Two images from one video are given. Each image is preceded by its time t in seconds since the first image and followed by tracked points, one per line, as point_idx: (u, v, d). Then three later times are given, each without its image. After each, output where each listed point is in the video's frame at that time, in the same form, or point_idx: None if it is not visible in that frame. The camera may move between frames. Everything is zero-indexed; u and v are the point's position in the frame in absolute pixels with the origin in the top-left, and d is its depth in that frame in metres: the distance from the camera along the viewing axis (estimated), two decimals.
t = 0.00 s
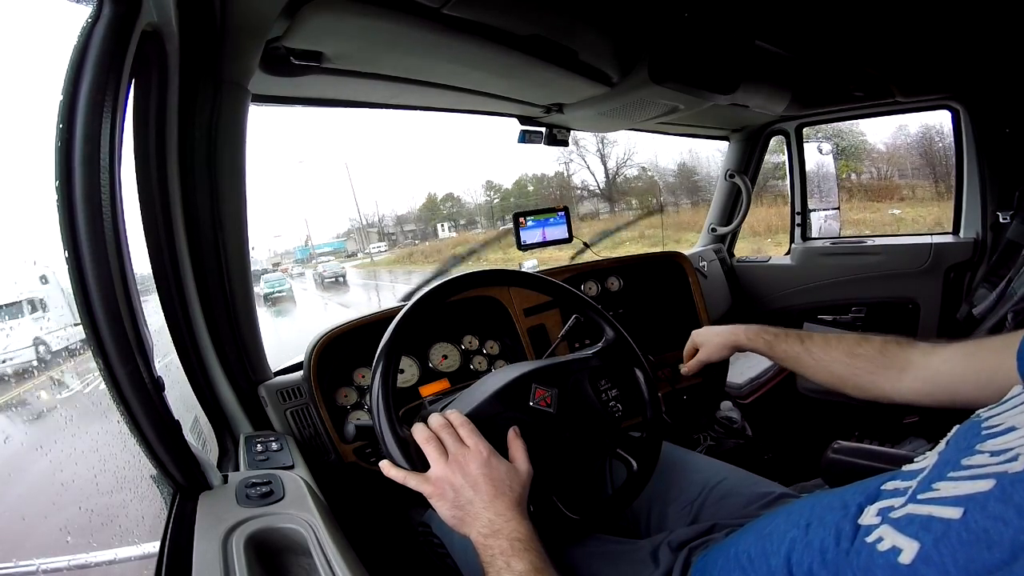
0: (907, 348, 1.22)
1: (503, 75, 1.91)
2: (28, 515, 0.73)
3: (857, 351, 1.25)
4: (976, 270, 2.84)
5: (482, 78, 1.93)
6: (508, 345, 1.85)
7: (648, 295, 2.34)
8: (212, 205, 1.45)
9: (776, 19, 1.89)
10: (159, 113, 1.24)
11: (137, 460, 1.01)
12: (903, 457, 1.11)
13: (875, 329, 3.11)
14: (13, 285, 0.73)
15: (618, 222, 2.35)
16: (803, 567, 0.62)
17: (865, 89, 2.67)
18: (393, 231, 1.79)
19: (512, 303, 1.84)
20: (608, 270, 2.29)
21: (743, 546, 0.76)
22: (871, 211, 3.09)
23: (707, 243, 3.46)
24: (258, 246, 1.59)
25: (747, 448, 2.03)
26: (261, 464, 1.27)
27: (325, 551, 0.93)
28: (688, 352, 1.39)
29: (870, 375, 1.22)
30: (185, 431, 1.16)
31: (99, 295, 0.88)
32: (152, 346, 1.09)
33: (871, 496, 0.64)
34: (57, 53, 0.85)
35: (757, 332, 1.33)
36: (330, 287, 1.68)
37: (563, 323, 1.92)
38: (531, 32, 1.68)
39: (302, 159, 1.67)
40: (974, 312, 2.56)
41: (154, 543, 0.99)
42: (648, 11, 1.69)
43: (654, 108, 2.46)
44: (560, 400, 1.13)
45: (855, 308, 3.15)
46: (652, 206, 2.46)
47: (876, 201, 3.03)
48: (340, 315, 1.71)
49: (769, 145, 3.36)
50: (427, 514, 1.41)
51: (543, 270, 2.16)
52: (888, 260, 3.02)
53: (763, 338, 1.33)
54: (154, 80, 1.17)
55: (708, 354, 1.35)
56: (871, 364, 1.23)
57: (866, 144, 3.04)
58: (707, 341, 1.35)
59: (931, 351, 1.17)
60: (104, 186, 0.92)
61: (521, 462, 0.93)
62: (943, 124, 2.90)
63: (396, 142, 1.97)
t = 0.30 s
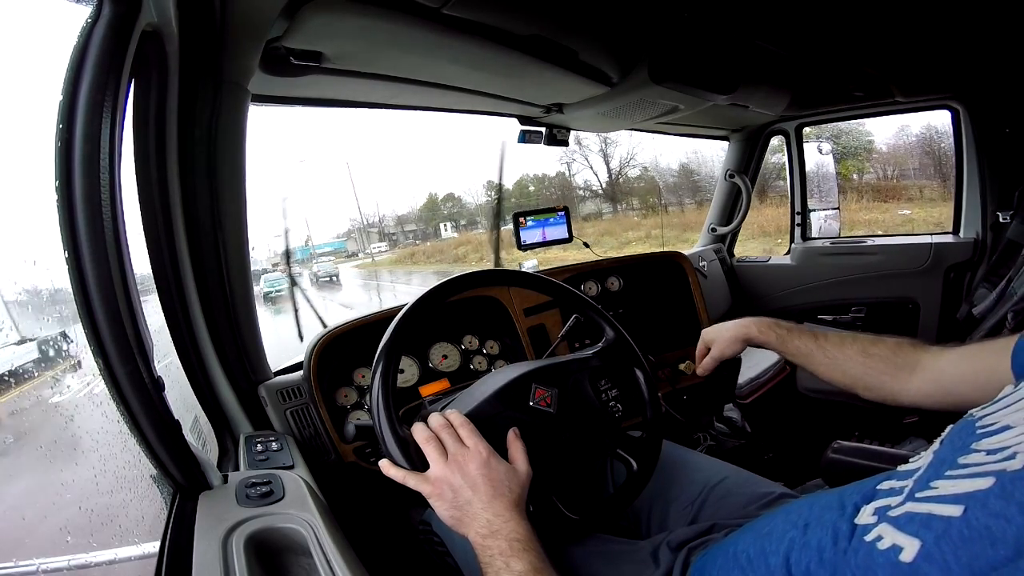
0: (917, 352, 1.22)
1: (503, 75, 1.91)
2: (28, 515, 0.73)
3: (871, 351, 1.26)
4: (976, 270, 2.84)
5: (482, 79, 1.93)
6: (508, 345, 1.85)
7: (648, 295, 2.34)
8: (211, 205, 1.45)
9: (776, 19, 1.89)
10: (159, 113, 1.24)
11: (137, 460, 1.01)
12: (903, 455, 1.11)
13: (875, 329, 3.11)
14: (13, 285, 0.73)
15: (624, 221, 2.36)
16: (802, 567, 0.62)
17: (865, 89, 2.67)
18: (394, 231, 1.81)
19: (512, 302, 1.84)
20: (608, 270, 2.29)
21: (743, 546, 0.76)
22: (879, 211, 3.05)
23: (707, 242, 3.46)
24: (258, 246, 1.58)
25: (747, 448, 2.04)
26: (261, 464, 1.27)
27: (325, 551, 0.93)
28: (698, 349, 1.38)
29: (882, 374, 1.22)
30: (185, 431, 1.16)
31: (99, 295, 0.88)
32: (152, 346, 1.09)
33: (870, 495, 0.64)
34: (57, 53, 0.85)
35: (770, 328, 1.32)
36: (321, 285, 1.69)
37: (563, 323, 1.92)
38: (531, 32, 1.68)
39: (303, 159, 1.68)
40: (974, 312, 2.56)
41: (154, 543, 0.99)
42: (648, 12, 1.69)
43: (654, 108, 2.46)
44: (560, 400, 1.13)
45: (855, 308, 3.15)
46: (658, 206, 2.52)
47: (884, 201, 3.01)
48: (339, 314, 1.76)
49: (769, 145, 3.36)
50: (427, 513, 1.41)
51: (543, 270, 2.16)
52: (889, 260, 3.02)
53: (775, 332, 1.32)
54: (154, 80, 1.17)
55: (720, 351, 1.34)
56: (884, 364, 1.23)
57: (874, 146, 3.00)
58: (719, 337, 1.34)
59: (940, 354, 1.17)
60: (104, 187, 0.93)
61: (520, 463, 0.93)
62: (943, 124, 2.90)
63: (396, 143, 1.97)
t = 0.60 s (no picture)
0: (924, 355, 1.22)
1: (503, 75, 1.91)
2: (28, 515, 0.74)
3: (881, 355, 1.25)
4: (976, 270, 2.85)
5: (482, 78, 1.93)
6: (508, 345, 1.85)
7: (648, 295, 2.33)
8: (211, 205, 1.45)
9: (776, 19, 1.89)
10: (159, 113, 1.24)
11: (137, 461, 1.01)
12: (903, 455, 1.11)
13: (875, 329, 3.11)
14: (14, 285, 0.73)
15: (629, 221, 2.37)
16: (801, 568, 0.62)
17: (866, 89, 2.67)
18: (395, 232, 1.80)
19: (512, 303, 1.84)
20: (608, 270, 2.29)
21: (742, 546, 0.76)
22: (888, 211, 3.02)
23: (707, 243, 3.46)
24: (257, 246, 1.59)
25: (747, 448, 2.04)
26: (261, 464, 1.27)
27: (325, 551, 0.93)
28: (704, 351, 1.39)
29: (892, 378, 1.21)
30: (185, 431, 1.16)
31: (98, 295, 0.88)
32: (152, 346, 1.08)
33: (870, 496, 0.64)
34: (57, 53, 0.84)
35: (776, 331, 1.33)
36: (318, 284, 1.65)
37: (563, 323, 1.92)
38: (531, 32, 1.68)
39: (303, 158, 1.68)
40: (974, 312, 2.56)
41: (154, 543, 0.99)
42: (648, 12, 1.70)
43: (654, 108, 2.46)
44: (560, 400, 1.13)
45: (855, 308, 3.15)
46: (660, 205, 2.52)
47: (892, 201, 2.98)
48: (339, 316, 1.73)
49: (769, 145, 3.36)
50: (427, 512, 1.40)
51: (543, 270, 2.16)
52: (889, 260, 3.02)
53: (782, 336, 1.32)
54: (154, 80, 1.17)
55: (725, 354, 1.35)
56: (894, 367, 1.22)
57: (882, 144, 2.98)
58: (724, 338, 1.36)
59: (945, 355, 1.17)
60: (104, 187, 0.93)
61: (520, 463, 0.93)
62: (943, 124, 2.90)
63: (396, 143, 1.97)
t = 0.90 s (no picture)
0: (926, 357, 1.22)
1: (503, 75, 1.91)
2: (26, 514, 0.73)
3: (900, 359, 1.25)
4: (976, 270, 2.85)
5: (481, 78, 1.93)
6: (508, 345, 1.85)
7: (648, 295, 2.33)
8: (211, 204, 1.45)
9: (776, 19, 1.89)
10: (159, 113, 1.24)
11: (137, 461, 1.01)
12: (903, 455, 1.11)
13: (875, 329, 3.12)
14: (13, 285, 0.73)
15: (632, 219, 2.41)
16: (802, 569, 0.62)
17: (866, 89, 2.67)
18: (395, 231, 1.81)
19: (512, 302, 1.84)
20: (608, 270, 2.30)
21: (743, 547, 0.76)
22: (897, 210, 3.00)
23: (707, 243, 3.46)
24: (257, 245, 1.60)
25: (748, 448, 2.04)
26: (261, 464, 1.27)
27: (325, 551, 0.93)
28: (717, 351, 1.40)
29: (909, 382, 1.22)
30: (185, 431, 1.16)
31: (99, 295, 0.88)
32: (152, 347, 1.09)
33: (870, 496, 0.64)
34: (57, 53, 0.84)
35: (792, 330, 1.34)
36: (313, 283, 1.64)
37: (563, 323, 1.92)
38: (531, 32, 1.67)
39: (303, 156, 1.69)
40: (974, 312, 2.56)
41: (154, 543, 0.99)
42: (648, 12, 1.69)
43: (654, 108, 2.46)
44: (560, 400, 1.13)
45: (855, 308, 3.15)
46: (661, 203, 2.52)
47: (900, 200, 2.96)
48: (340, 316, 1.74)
49: (769, 145, 3.36)
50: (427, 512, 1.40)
51: (544, 270, 2.16)
52: (889, 260, 3.02)
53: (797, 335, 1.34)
54: (153, 80, 1.17)
55: (739, 354, 1.36)
56: (912, 371, 1.23)
57: (886, 142, 2.96)
58: (737, 339, 1.36)
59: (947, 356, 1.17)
60: (104, 188, 0.93)
61: (519, 463, 0.93)
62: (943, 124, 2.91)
63: (397, 142, 1.97)
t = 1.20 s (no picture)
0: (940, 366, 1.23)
1: (503, 75, 1.91)
2: (27, 514, 0.73)
3: (922, 372, 1.28)
4: (976, 270, 2.85)
5: (481, 78, 1.93)
6: (507, 345, 1.85)
7: (647, 295, 2.33)
8: (211, 204, 1.45)
9: (777, 19, 1.89)
10: (159, 113, 1.24)
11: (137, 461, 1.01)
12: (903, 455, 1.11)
13: (875, 329, 3.12)
14: (13, 286, 0.73)
15: (637, 220, 2.45)
16: (801, 568, 0.62)
17: (865, 89, 2.67)
18: (395, 230, 1.82)
19: (512, 303, 1.84)
20: (608, 270, 2.28)
21: (743, 546, 0.76)
22: (907, 209, 3.03)
23: (706, 242, 3.46)
24: (257, 243, 1.58)
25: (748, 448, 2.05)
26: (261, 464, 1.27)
27: (325, 551, 0.93)
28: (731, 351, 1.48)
29: (925, 395, 1.25)
30: (185, 431, 1.16)
31: (99, 296, 0.88)
32: (152, 347, 1.09)
33: (869, 495, 0.64)
34: (57, 52, 0.84)
35: (811, 339, 1.39)
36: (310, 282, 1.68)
37: (563, 323, 1.92)
38: (531, 32, 1.68)
39: (303, 156, 1.69)
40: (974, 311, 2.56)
41: (154, 543, 0.99)
42: (648, 12, 1.70)
43: (654, 107, 2.46)
44: (560, 400, 1.13)
45: (855, 308, 3.16)
46: (663, 206, 2.59)
47: (907, 199, 3.00)
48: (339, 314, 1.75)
49: (769, 146, 3.35)
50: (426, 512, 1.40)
51: (543, 271, 2.16)
52: (889, 260, 3.02)
53: (819, 345, 1.39)
54: (153, 80, 1.17)
55: (755, 357, 1.43)
56: (931, 385, 1.25)
57: (894, 142, 2.97)
58: (755, 341, 1.44)
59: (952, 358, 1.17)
60: (104, 189, 0.93)
61: (517, 462, 0.93)
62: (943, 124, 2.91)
63: (397, 142, 1.97)
